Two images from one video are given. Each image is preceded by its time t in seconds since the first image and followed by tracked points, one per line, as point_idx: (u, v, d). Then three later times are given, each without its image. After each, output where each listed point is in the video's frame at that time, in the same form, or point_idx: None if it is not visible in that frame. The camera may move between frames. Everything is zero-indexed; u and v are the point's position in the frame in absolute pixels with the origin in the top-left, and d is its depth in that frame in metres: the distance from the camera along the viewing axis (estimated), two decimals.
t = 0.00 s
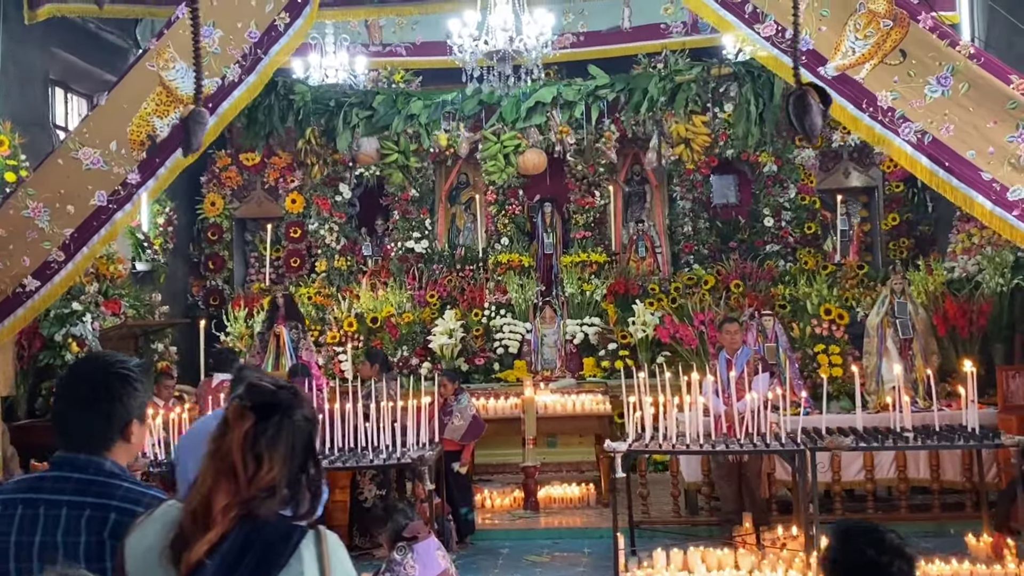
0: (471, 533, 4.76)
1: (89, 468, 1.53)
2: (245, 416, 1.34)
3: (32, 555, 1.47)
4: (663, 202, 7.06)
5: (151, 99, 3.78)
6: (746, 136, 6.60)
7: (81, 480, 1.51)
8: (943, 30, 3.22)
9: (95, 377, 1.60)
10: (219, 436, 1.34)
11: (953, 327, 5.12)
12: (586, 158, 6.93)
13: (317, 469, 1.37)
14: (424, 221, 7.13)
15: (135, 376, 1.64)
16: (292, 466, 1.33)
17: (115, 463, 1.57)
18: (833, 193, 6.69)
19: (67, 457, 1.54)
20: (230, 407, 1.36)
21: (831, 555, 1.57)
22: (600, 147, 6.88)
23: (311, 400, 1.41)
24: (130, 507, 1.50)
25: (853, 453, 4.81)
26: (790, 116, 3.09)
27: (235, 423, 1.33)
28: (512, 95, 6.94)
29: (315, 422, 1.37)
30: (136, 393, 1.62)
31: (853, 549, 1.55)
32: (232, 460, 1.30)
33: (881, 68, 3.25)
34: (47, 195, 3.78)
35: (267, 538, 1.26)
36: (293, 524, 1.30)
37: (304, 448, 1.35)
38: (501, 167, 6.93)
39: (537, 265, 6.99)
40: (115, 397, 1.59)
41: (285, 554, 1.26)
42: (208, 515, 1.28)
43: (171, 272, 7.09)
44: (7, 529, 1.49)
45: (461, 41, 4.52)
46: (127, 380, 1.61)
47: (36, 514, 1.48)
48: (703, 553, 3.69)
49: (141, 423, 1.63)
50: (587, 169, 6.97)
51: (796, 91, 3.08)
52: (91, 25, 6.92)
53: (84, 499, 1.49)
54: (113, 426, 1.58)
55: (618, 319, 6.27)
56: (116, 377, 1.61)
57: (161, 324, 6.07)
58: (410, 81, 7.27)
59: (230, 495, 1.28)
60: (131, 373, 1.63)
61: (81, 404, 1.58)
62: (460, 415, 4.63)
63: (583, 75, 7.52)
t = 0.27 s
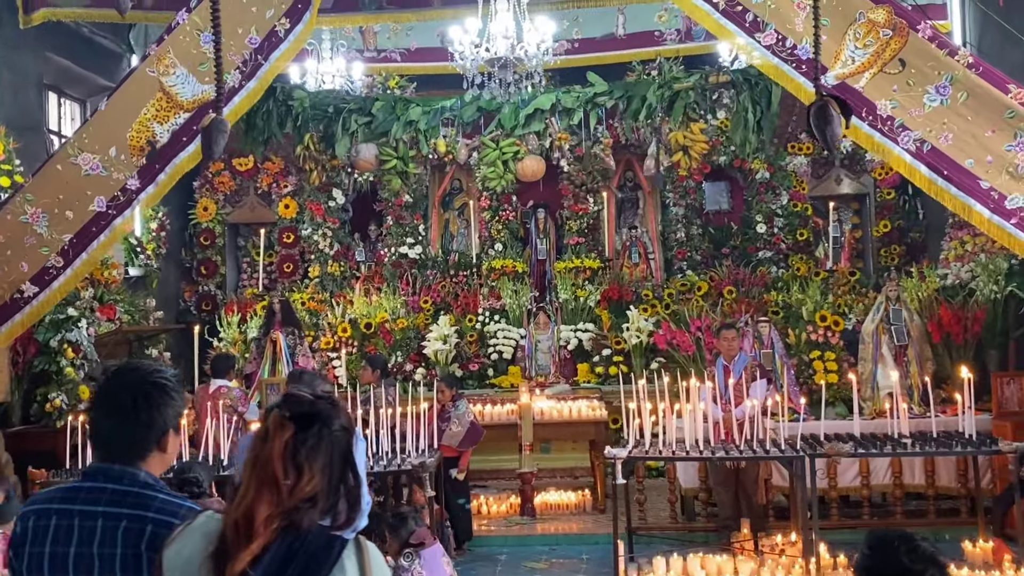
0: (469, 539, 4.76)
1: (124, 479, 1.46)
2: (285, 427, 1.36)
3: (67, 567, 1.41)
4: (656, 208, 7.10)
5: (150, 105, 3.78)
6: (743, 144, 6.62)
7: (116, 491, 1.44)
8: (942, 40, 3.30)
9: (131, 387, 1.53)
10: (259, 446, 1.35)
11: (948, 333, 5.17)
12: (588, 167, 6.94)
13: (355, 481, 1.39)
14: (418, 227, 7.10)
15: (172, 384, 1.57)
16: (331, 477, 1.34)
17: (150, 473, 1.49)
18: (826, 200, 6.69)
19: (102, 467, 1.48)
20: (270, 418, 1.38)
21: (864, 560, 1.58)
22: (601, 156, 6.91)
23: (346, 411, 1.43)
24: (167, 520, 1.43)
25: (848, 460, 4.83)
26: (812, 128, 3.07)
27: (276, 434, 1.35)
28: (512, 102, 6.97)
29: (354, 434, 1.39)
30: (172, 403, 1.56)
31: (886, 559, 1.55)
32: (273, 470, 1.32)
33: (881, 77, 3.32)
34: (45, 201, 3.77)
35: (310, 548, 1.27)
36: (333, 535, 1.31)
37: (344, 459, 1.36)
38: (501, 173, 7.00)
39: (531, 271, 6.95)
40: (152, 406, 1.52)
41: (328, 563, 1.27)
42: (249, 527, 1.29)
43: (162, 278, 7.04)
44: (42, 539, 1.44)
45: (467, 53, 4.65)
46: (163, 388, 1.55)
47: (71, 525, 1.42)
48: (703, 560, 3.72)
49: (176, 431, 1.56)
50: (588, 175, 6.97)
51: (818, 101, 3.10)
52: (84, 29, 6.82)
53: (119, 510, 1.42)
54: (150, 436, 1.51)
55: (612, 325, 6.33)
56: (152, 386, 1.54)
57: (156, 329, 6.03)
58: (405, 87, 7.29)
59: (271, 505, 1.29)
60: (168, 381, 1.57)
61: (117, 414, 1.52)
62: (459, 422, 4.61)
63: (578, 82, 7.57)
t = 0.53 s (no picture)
0: (457, 545, 4.76)
1: (150, 483, 1.45)
2: (317, 429, 1.33)
3: (92, 569, 1.41)
4: (640, 216, 7.06)
5: (140, 110, 3.77)
6: (732, 152, 6.64)
7: (142, 494, 1.44)
8: (930, 50, 3.38)
9: (159, 391, 1.51)
10: (292, 448, 1.32)
11: (932, 339, 5.25)
12: (580, 174, 6.97)
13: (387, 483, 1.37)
14: (403, 233, 7.05)
15: (202, 390, 1.55)
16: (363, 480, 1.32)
17: (175, 477, 1.48)
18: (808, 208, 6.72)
19: (129, 471, 1.47)
20: (302, 420, 1.35)
21: (886, 559, 1.58)
22: (591, 163, 6.92)
23: (376, 414, 1.41)
24: (193, 525, 1.43)
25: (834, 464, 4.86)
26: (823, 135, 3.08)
27: (308, 436, 1.32)
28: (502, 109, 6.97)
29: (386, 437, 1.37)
30: (201, 408, 1.53)
31: (910, 556, 1.55)
32: (306, 473, 1.29)
33: (869, 86, 3.41)
34: (34, 206, 3.74)
35: (344, 551, 1.25)
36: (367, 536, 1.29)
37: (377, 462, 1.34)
38: (492, 180, 6.98)
39: (516, 279, 6.84)
40: (180, 411, 1.50)
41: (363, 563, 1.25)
42: (283, 531, 1.26)
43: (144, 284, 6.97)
44: (67, 541, 1.43)
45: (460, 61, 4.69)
46: (193, 393, 1.52)
47: (97, 527, 1.42)
48: (693, 564, 3.73)
49: (204, 438, 1.54)
50: (585, 183, 6.99)
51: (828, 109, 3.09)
52: (67, 34, 6.75)
53: (145, 514, 1.41)
54: (178, 441, 1.49)
55: (598, 331, 6.33)
56: (181, 390, 1.52)
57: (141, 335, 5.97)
58: (390, 92, 7.25)
59: (306, 507, 1.27)
60: (197, 387, 1.54)
61: (146, 418, 1.50)
62: (448, 428, 4.64)
63: (567, 90, 7.57)
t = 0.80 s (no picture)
0: (459, 553, 4.75)
1: (187, 486, 1.45)
2: (364, 433, 1.36)
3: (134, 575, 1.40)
4: (637, 224, 7.08)
5: (145, 117, 3.76)
6: (733, 160, 6.56)
7: (179, 499, 1.43)
8: (932, 60, 3.41)
9: (194, 395, 1.53)
10: (340, 452, 1.35)
11: (932, 347, 5.25)
12: (581, 183, 6.93)
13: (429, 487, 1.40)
14: (401, 241, 7.04)
15: (235, 393, 1.56)
16: (409, 484, 1.35)
17: (211, 481, 1.49)
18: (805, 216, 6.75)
19: (165, 475, 1.47)
20: (347, 424, 1.38)
21: (924, 562, 1.60)
22: (592, 172, 6.86)
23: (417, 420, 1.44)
24: (231, 527, 1.42)
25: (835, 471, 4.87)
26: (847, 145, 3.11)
27: (356, 440, 1.35)
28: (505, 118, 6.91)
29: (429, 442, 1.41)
30: (235, 412, 1.55)
31: (949, 557, 1.58)
32: (356, 476, 1.31)
33: (873, 95, 3.44)
34: (37, 213, 3.74)
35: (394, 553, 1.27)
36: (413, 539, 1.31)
37: (422, 467, 1.38)
38: (494, 188, 6.92)
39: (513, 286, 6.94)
40: (214, 415, 1.52)
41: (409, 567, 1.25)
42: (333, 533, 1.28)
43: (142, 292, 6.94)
44: (107, 548, 1.42)
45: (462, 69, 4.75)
46: (226, 397, 1.54)
47: (136, 533, 1.41)
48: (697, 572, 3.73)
49: (238, 440, 1.55)
50: (577, 190, 6.99)
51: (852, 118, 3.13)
52: (66, 41, 6.73)
53: (184, 518, 1.41)
54: (213, 445, 1.50)
55: (596, 339, 6.34)
56: (214, 394, 1.53)
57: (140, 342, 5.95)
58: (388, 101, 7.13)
59: (356, 510, 1.29)
60: (230, 391, 1.56)
61: (181, 423, 1.51)
62: (449, 435, 4.62)
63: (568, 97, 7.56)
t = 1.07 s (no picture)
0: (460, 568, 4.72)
1: (216, 500, 1.47)
2: (397, 446, 1.37)
3: None
4: (634, 238, 7.02)
5: (148, 130, 3.78)
6: (735, 175, 6.27)
7: (208, 512, 1.46)
8: (934, 75, 3.45)
9: (222, 407, 1.54)
10: (375, 465, 1.36)
11: (932, 361, 5.26)
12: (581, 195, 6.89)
13: (461, 499, 1.41)
14: (399, 254, 7.02)
15: (260, 404, 1.57)
16: (441, 497, 1.36)
17: (239, 494, 1.51)
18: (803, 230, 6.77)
19: (194, 489, 1.49)
20: (381, 437, 1.39)
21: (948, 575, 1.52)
22: (593, 185, 6.79)
23: (450, 432, 1.45)
24: (259, 542, 1.44)
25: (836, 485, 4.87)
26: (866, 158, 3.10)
27: (390, 452, 1.36)
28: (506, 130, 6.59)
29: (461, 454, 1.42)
30: (262, 423, 1.56)
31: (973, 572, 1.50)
32: (390, 489, 1.33)
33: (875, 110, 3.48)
34: (40, 226, 3.75)
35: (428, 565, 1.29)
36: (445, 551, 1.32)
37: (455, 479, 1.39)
38: (496, 202, 6.84)
39: (512, 300, 6.93)
40: (242, 426, 1.53)
41: None
42: (369, 546, 1.30)
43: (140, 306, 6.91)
44: (136, 563, 1.44)
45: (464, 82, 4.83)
46: (254, 409, 1.55)
47: (165, 546, 1.43)
48: None
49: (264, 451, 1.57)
50: (576, 204, 6.94)
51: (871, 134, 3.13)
52: (66, 54, 6.72)
53: (213, 531, 1.43)
54: (241, 457, 1.52)
55: (595, 353, 6.33)
56: (241, 406, 1.54)
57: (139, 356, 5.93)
58: (386, 116, 6.96)
59: (391, 522, 1.31)
60: (256, 402, 1.57)
61: (209, 434, 1.52)
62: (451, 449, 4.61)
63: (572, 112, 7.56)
